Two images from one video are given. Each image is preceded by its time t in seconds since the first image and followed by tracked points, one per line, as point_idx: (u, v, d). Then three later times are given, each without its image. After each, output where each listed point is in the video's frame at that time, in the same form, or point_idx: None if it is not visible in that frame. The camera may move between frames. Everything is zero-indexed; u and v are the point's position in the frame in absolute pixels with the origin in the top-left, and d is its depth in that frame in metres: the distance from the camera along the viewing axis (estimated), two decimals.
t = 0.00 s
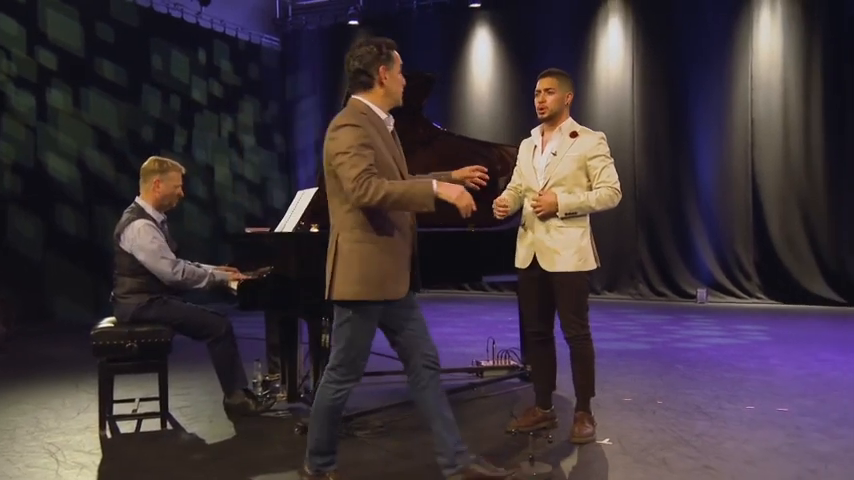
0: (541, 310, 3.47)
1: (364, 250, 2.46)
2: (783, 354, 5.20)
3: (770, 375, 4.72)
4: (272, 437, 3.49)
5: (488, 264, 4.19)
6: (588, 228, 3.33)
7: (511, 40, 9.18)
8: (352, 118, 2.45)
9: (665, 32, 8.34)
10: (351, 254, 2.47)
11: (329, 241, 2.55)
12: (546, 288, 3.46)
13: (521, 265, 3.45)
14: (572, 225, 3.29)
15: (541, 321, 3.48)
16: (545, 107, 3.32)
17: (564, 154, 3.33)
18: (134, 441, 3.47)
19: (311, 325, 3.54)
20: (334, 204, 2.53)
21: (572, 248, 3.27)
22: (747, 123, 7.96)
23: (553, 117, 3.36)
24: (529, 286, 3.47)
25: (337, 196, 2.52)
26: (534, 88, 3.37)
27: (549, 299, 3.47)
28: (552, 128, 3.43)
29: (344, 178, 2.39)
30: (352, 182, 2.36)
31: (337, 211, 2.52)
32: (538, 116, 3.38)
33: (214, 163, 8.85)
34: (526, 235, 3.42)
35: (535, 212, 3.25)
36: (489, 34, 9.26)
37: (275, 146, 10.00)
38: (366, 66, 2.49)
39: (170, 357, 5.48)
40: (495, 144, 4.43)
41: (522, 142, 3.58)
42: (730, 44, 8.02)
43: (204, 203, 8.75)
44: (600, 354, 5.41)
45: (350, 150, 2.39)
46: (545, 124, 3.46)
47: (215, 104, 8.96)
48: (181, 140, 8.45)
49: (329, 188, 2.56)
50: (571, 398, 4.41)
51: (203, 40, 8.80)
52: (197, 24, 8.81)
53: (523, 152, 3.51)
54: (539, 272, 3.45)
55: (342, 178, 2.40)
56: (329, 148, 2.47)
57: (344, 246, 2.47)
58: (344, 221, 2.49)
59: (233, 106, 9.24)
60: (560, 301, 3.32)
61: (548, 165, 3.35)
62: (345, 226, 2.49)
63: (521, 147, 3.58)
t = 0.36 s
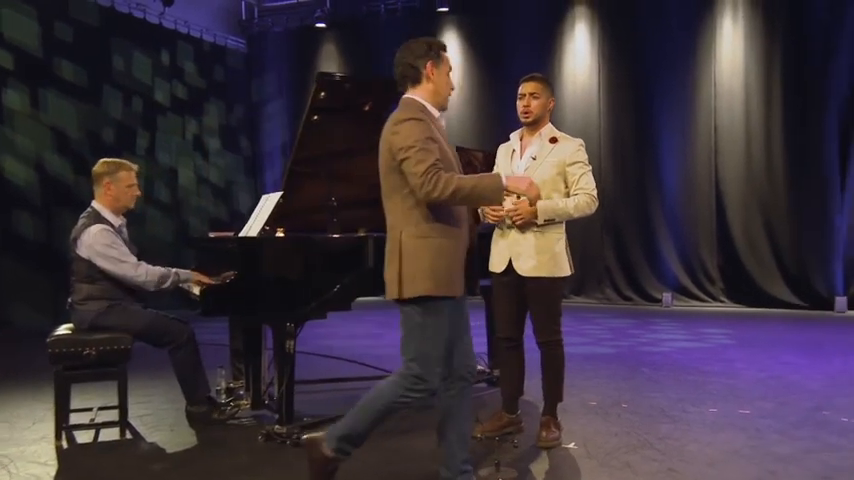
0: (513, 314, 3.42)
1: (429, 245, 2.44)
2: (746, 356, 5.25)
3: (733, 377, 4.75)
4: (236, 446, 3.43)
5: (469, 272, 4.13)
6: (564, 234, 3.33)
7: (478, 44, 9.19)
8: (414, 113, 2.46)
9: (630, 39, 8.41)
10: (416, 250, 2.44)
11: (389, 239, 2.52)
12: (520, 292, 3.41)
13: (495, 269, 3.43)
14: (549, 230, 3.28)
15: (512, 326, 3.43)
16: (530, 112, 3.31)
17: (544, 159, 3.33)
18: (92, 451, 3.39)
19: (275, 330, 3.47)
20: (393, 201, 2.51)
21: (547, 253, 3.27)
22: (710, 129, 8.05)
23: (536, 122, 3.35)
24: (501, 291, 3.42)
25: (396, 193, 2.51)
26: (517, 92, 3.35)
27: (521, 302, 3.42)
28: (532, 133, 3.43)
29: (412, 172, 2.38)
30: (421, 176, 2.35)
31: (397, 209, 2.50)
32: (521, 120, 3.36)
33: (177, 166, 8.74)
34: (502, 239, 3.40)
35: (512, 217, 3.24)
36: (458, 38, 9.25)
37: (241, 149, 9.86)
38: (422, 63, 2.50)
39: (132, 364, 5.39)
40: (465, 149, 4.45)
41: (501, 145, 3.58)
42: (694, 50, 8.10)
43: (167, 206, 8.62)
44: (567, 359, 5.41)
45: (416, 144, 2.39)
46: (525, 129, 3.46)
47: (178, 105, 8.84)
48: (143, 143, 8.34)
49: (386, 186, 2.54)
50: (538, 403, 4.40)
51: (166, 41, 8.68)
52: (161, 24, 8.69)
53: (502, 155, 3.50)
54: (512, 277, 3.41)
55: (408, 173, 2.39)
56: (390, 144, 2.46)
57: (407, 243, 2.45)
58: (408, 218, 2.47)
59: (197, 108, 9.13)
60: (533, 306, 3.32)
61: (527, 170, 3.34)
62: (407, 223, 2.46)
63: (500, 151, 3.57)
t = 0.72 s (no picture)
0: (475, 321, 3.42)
1: (481, 251, 2.47)
2: (703, 361, 5.26)
3: (689, 382, 4.74)
4: (184, 459, 3.31)
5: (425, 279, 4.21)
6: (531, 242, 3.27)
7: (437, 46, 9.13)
8: (466, 118, 2.45)
9: (588, 44, 8.42)
10: (467, 255, 2.46)
11: (431, 241, 2.52)
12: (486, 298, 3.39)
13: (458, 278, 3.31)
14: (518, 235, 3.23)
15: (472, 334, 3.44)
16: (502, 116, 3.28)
17: (513, 165, 3.27)
18: (29, 466, 3.25)
19: (226, 338, 3.39)
20: (437, 203, 2.51)
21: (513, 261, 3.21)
22: (667, 133, 8.10)
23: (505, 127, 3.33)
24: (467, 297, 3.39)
25: (442, 196, 2.50)
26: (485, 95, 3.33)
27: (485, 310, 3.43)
28: (500, 138, 3.39)
29: (465, 177, 2.38)
30: (473, 182, 2.36)
31: (442, 212, 2.50)
32: (490, 124, 3.35)
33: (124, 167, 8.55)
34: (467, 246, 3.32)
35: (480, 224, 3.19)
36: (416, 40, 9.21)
37: (192, 151, 9.60)
38: (469, 69, 2.50)
39: (77, 375, 5.21)
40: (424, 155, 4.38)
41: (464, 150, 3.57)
42: (651, 55, 8.16)
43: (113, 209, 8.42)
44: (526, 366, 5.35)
45: (471, 148, 2.38)
46: (494, 134, 3.43)
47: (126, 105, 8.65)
48: (87, 144, 8.16)
49: (427, 189, 2.53)
50: (497, 411, 4.33)
51: (113, 39, 8.48)
52: (108, 22, 8.49)
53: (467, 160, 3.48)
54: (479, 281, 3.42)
55: (460, 176, 2.40)
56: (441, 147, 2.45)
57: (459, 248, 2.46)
58: (454, 222, 2.47)
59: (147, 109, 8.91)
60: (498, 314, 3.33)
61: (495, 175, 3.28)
62: (454, 228, 2.47)
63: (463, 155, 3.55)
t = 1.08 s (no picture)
0: (425, 326, 3.42)
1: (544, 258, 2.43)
2: (655, 365, 5.22)
3: (640, 388, 4.68)
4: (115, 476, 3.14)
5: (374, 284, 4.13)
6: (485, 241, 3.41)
7: (386, 42, 9.05)
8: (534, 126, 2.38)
9: (539, 45, 8.37)
10: (534, 263, 2.39)
11: (492, 248, 2.40)
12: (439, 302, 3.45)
13: (417, 282, 3.44)
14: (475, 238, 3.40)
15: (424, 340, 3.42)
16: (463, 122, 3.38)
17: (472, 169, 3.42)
18: None
19: (162, 348, 3.23)
20: (504, 210, 2.40)
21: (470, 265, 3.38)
22: (619, 136, 8.09)
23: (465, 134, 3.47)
24: (421, 301, 3.42)
25: (505, 203, 2.40)
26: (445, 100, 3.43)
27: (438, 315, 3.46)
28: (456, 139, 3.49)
29: (548, 187, 2.32)
30: (560, 192, 2.30)
31: (508, 219, 2.39)
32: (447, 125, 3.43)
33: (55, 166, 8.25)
34: (426, 249, 3.45)
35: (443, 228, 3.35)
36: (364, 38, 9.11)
37: (130, 151, 9.33)
38: (520, 72, 2.46)
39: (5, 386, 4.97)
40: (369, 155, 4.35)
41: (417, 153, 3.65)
42: (601, 57, 8.15)
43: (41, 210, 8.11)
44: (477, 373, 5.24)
45: (548, 159, 2.33)
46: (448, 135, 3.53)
47: (57, 101, 8.35)
48: (13, 141, 7.85)
49: (485, 194, 2.42)
50: (446, 420, 4.21)
51: (43, 31, 8.18)
52: (38, 13, 8.18)
53: (425, 163, 3.58)
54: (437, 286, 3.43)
55: (537, 185, 2.32)
56: (514, 153, 2.35)
57: (525, 256, 2.38)
58: (520, 228, 2.39)
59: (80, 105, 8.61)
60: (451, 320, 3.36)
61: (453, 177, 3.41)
62: (522, 235, 2.39)
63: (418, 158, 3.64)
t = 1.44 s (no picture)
0: (372, 332, 3.29)
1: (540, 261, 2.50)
2: (609, 371, 5.12)
3: (595, 394, 4.57)
4: None
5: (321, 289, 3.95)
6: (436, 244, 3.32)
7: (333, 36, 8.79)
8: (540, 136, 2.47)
9: (492, 39, 8.22)
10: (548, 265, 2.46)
11: (524, 252, 2.39)
12: (389, 309, 3.34)
13: (369, 284, 3.27)
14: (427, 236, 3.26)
15: (372, 346, 3.29)
16: (410, 120, 3.31)
17: (420, 167, 3.31)
18: None
19: (88, 358, 3.00)
20: (529, 217, 2.40)
21: (424, 264, 3.24)
22: (575, 135, 7.99)
23: (412, 131, 3.35)
24: (369, 309, 3.28)
25: (527, 209, 2.40)
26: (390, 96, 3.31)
27: (388, 321, 3.34)
28: (404, 138, 3.38)
29: (562, 193, 2.45)
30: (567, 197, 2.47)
31: (530, 224, 2.41)
32: (397, 123, 3.31)
33: None
34: (376, 250, 3.29)
35: (393, 227, 3.20)
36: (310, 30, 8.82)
37: (56, 146, 8.94)
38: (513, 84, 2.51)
39: None
40: (316, 152, 4.06)
41: (362, 149, 3.47)
42: (555, 54, 8.03)
43: None
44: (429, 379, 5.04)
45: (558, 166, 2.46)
46: (396, 132, 3.40)
47: None
48: None
49: (513, 201, 2.38)
50: (396, 430, 4.01)
51: None
52: None
53: (370, 160, 3.40)
54: (386, 288, 3.29)
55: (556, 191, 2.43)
56: (541, 162, 2.40)
57: (545, 258, 2.44)
58: (538, 233, 2.43)
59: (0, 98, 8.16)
60: (402, 323, 3.26)
61: (405, 176, 3.31)
62: (538, 239, 2.44)
63: (362, 154, 3.46)
